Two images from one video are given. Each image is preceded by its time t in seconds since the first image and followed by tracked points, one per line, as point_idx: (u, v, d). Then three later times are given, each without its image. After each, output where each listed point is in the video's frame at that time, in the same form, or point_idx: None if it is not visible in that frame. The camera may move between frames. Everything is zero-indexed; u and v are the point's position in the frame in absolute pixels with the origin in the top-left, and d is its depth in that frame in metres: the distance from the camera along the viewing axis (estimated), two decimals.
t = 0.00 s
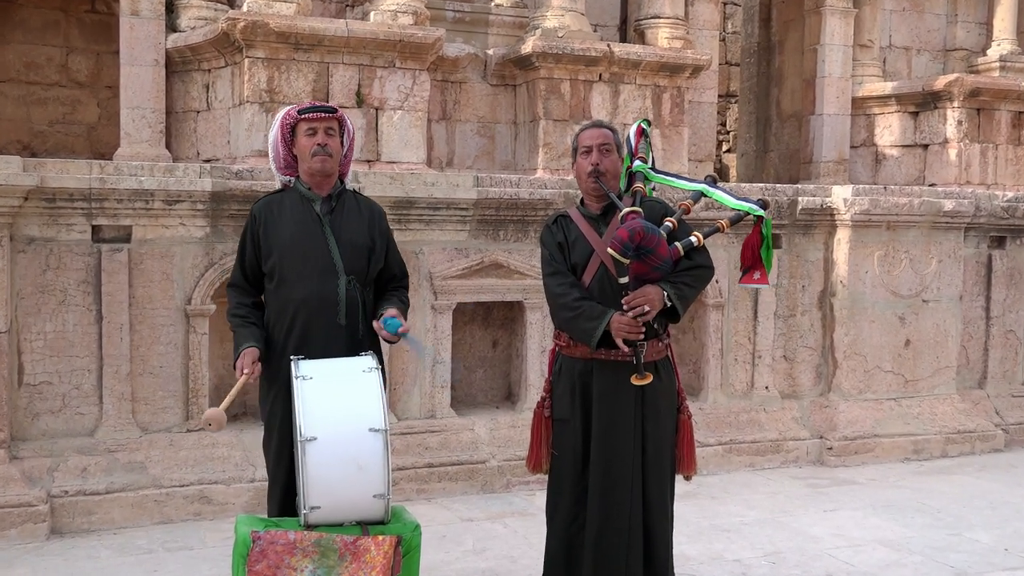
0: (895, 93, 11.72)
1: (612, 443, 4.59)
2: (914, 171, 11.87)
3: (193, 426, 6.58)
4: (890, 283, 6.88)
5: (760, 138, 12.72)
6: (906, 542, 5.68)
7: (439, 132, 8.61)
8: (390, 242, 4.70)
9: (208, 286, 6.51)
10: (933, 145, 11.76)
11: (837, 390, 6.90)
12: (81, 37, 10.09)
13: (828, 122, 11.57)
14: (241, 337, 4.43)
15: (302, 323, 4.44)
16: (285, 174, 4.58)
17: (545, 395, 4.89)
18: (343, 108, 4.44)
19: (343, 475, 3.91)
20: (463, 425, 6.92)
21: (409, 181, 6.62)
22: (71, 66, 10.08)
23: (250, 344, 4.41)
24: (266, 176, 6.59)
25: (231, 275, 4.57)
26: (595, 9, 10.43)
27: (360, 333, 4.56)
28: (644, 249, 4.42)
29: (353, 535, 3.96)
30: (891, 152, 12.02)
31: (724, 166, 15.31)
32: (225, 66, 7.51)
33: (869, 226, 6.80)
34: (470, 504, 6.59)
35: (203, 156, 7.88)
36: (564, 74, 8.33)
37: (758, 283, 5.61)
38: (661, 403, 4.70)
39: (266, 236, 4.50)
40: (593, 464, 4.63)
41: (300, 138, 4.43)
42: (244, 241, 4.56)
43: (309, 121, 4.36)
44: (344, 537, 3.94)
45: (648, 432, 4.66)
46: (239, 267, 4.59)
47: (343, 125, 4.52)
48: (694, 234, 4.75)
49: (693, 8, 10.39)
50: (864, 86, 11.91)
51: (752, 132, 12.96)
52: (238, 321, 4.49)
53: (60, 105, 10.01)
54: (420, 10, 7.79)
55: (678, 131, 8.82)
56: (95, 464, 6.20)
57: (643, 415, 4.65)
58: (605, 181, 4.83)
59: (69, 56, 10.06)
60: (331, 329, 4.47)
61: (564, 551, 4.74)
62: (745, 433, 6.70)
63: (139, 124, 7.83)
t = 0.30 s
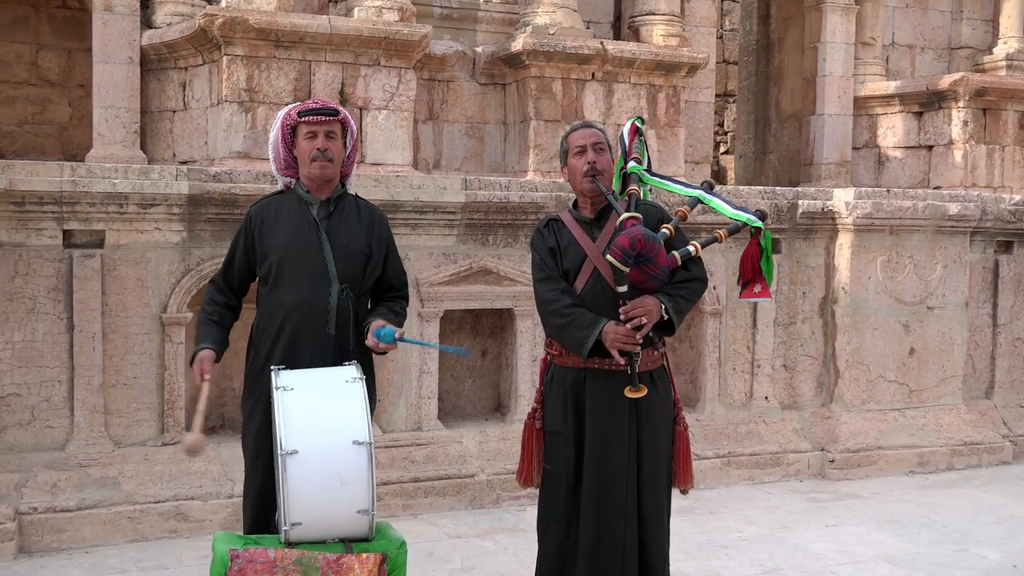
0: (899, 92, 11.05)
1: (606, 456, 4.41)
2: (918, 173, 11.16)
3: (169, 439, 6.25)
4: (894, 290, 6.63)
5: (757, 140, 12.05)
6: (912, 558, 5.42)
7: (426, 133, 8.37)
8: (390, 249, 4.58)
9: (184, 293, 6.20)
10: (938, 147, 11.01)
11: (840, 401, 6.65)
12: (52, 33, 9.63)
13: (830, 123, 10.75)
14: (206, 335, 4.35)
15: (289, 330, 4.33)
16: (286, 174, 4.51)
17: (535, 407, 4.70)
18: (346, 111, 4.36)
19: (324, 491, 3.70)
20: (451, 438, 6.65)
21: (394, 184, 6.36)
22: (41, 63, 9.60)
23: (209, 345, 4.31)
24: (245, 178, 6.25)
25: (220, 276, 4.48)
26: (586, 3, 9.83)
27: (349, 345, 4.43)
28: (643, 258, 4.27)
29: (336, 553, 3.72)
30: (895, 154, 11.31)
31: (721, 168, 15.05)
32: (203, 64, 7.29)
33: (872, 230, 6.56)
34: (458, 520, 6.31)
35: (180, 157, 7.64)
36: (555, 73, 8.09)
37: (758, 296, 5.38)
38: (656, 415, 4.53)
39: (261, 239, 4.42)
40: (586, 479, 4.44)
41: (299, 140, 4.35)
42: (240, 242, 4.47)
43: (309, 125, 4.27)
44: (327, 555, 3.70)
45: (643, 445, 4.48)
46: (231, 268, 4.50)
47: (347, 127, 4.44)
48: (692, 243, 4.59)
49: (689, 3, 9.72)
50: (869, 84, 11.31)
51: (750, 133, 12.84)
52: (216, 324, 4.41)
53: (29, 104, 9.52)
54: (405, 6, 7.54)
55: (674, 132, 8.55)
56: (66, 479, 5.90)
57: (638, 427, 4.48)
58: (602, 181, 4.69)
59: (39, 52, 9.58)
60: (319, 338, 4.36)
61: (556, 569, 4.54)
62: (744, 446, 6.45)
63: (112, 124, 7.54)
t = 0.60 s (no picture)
0: (900, 90, 10.86)
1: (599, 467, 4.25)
2: (920, 174, 10.96)
3: (139, 452, 6.00)
4: (895, 295, 6.39)
5: (754, 139, 11.87)
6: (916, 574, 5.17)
7: (409, 132, 8.08)
8: (371, 253, 4.36)
9: (156, 299, 5.91)
10: (940, 147, 10.79)
11: (839, 411, 6.41)
12: (16, 27, 9.04)
13: (829, 122, 10.51)
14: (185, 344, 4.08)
15: (264, 338, 4.10)
16: (261, 175, 4.28)
17: (524, 416, 4.51)
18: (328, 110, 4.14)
19: (303, 507, 3.56)
20: (435, 450, 6.37)
21: (376, 185, 6.10)
22: (3, 59, 9.02)
23: (213, 361, 4.07)
24: (220, 180, 5.97)
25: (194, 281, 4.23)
26: None
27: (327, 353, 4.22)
28: (637, 262, 4.13)
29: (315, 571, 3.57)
30: (895, 154, 11.11)
31: (716, 168, 14.82)
32: (176, 60, 7.00)
33: (872, 233, 6.32)
34: (442, 535, 6.04)
35: (152, 158, 7.38)
36: (544, 70, 7.84)
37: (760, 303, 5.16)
38: (651, 425, 4.36)
39: (234, 241, 4.18)
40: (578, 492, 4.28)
41: (276, 138, 4.12)
42: (212, 244, 4.24)
43: (287, 123, 4.04)
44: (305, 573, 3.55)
45: (637, 455, 4.32)
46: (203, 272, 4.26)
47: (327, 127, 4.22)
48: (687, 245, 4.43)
49: None
50: (868, 82, 11.11)
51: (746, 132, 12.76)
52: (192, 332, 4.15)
53: None
54: None
55: (667, 131, 8.29)
56: (31, 495, 5.60)
57: (632, 437, 4.31)
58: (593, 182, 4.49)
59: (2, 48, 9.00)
60: (295, 346, 4.13)
61: None
62: (740, 457, 6.20)
63: (81, 122, 7.25)
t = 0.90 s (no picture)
0: (903, 87, 10.60)
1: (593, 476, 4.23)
2: (924, 174, 10.70)
3: (111, 465, 5.69)
4: (898, 300, 6.16)
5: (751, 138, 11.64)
6: None
7: (393, 131, 7.79)
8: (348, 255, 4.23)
9: (128, 305, 5.63)
10: (945, 146, 10.58)
11: (841, 420, 6.17)
12: None
13: (829, 121, 10.30)
14: (167, 361, 3.94)
15: (241, 345, 3.95)
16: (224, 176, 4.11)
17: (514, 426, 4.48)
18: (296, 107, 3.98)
19: (282, 521, 3.40)
20: (420, 462, 6.11)
21: (358, 185, 5.85)
22: None
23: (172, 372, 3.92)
24: (195, 180, 5.71)
25: (160, 293, 4.06)
26: None
27: (307, 361, 4.08)
28: (631, 264, 4.10)
29: None
30: (898, 154, 10.82)
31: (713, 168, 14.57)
32: (149, 55, 6.82)
33: (874, 236, 6.09)
34: (428, 552, 5.77)
35: (123, 156, 7.14)
36: (533, 65, 7.60)
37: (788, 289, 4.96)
38: (644, 433, 4.35)
39: (203, 247, 4.03)
40: (570, 502, 4.26)
41: (241, 138, 3.96)
42: (177, 252, 4.07)
43: (254, 121, 3.89)
44: None
45: (630, 466, 4.31)
46: (168, 283, 4.09)
47: (294, 124, 4.06)
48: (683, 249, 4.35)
49: None
50: (871, 79, 10.85)
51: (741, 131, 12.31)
52: (163, 345, 3.99)
53: None
54: None
55: (662, 130, 8.04)
56: None
57: (625, 447, 4.30)
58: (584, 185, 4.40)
59: None
60: (275, 354, 3.99)
61: None
62: (738, 469, 5.95)
63: (49, 121, 6.97)
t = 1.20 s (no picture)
0: (909, 84, 10.39)
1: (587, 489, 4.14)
2: (931, 174, 10.53)
3: (84, 479, 5.42)
4: (904, 305, 5.93)
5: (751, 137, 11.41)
6: None
7: (379, 129, 7.54)
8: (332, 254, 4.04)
9: (103, 311, 5.37)
10: (953, 146, 10.38)
11: (845, 430, 5.94)
12: None
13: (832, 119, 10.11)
14: (140, 368, 3.76)
15: (218, 354, 3.77)
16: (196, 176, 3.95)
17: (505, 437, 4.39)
18: (271, 104, 3.83)
19: (264, 537, 3.40)
20: (408, 475, 5.85)
21: (343, 185, 5.62)
22: None
23: (138, 379, 3.73)
24: (173, 180, 5.48)
25: (132, 301, 3.88)
26: None
27: (289, 367, 3.89)
28: (628, 269, 3.99)
29: None
30: (904, 153, 10.64)
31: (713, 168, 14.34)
32: (125, 51, 6.68)
33: (880, 238, 5.86)
34: (417, 568, 5.52)
35: (98, 156, 6.95)
36: (525, 61, 7.36)
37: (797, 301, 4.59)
38: (640, 446, 4.27)
39: (177, 252, 3.84)
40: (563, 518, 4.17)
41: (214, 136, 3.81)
42: (150, 258, 3.88)
43: (227, 119, 3.73)
44: None
45: (625, 480, 4.23)
46: (141, 290, 3.91)
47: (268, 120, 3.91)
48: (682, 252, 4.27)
49: None
50: (876, 75, 10.60)
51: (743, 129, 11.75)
52: (136, 353, 3.81)
53: None
54: None
55: (660, 128, 7.81)
56: None
57: (620, 460, 4.22)
58: (577, 189, 4.32)
59: None
60: (255, 362, 3.80)
61: None
62: (739, 481, 5.72)
63: (19, 118, 6.74)
